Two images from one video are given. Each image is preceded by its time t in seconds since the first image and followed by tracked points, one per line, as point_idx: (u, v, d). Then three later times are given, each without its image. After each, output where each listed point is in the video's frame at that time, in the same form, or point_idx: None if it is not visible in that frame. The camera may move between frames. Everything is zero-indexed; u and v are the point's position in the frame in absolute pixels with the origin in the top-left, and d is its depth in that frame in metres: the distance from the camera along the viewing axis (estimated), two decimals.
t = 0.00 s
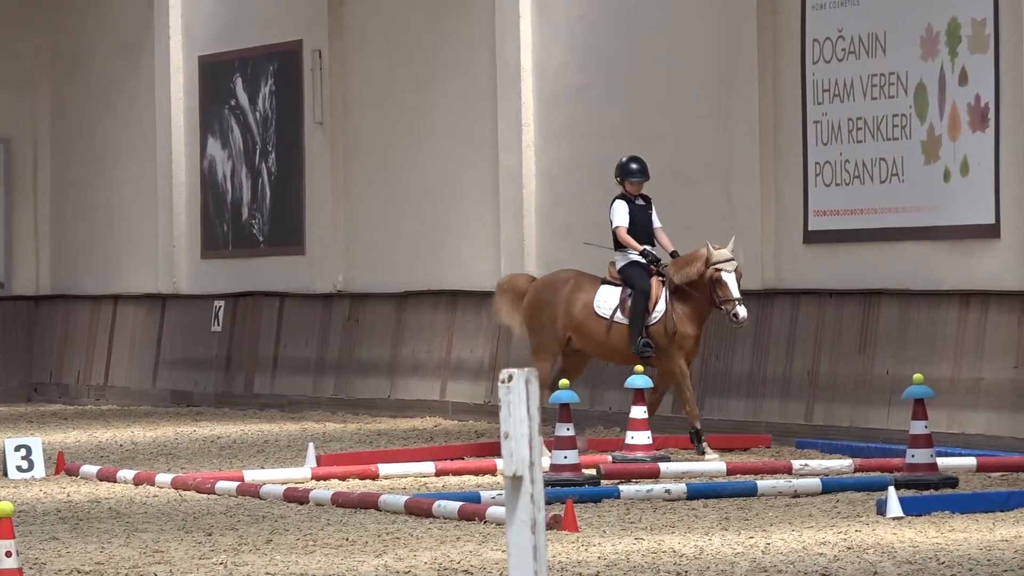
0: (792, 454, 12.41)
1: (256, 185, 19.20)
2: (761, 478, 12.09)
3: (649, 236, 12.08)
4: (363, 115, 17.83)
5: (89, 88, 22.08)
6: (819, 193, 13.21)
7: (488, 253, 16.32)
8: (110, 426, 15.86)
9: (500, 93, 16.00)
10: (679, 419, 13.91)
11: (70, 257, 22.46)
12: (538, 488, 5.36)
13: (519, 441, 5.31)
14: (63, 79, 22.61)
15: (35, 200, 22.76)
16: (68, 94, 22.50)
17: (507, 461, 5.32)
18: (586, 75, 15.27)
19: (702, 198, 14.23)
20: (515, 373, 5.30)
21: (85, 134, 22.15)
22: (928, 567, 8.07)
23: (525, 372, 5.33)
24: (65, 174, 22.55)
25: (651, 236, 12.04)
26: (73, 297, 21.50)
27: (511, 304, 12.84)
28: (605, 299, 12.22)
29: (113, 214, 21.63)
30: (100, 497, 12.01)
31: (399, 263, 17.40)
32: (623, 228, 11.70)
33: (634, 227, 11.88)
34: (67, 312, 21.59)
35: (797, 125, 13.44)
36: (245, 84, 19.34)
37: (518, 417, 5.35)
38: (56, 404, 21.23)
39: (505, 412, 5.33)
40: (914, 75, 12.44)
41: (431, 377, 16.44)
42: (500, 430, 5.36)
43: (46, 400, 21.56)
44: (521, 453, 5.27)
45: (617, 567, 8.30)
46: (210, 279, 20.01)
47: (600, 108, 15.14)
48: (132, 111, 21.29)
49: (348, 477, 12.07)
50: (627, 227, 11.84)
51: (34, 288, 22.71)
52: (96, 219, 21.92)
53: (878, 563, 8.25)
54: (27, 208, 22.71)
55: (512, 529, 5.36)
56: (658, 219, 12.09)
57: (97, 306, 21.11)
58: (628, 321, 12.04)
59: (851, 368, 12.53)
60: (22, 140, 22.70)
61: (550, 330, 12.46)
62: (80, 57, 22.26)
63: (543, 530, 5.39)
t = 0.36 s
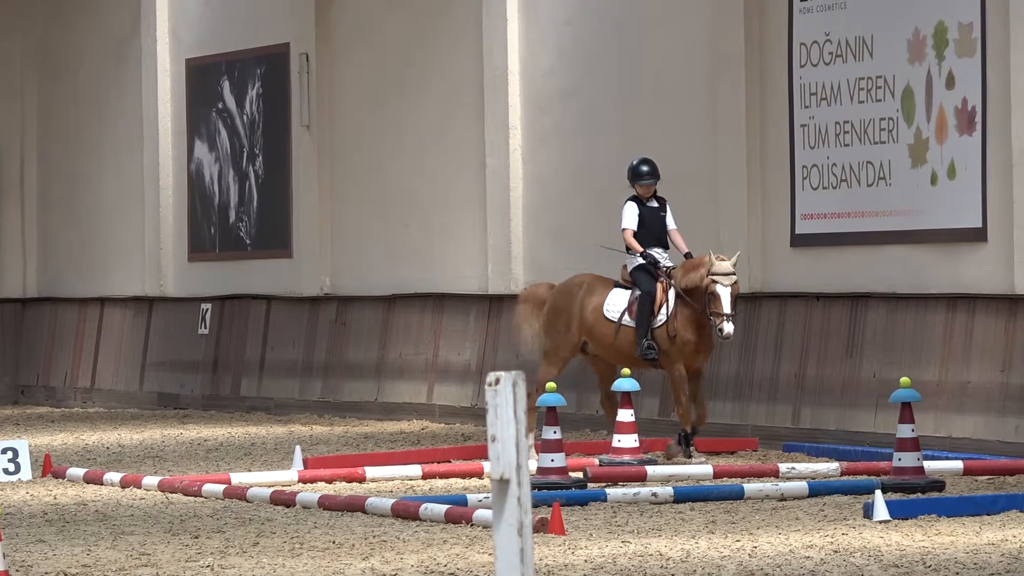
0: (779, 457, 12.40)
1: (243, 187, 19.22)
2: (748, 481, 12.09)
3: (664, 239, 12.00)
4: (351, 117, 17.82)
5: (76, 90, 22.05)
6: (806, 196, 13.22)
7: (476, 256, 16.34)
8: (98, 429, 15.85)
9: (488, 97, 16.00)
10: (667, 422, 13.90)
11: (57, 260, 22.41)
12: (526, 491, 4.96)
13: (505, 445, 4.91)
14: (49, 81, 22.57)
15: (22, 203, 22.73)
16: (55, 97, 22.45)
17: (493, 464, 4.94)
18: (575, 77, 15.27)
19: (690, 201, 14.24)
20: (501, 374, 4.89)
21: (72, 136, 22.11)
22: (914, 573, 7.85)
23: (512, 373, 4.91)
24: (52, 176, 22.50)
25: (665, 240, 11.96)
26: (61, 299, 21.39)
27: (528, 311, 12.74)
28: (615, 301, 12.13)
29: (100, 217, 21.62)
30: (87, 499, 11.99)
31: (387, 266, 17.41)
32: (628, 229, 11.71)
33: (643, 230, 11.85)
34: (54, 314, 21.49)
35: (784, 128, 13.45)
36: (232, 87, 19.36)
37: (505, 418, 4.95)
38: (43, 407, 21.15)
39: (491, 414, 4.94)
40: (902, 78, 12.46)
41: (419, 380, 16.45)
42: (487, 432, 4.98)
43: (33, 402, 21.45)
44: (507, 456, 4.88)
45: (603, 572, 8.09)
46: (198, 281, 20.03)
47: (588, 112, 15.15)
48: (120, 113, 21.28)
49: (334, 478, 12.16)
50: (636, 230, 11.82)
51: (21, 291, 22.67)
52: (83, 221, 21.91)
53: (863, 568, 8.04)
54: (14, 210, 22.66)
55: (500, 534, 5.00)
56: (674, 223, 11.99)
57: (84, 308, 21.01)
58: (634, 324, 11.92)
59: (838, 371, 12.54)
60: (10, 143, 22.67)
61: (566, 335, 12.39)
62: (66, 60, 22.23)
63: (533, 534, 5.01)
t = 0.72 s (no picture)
0: (769, 459, 12.40)
1: (233, 189, 19.24)
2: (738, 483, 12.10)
3: (671, 243, 11.88)
4: (341, 119, 17.81)
5: (66, 91, 22.04)
6: (796, 199, 13.23)
7: (466, 258, 16.36)
8: (87, 432, 15.84)
9: (478, 99, 16.00)
10: (656, 424, 13.89)
11: (47, 261, 22.41)
12: (517, 494, 5.03)
13: (495, 446, 4.98)
14: (39, 83, 22.57)
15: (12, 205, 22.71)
16: (44, 99, 22.45)
17: (484, 466, 5.01)
18: (565, 79, 15.27)
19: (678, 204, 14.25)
20: (490, 377, 4.99)
21: (61, 138, 22.12)
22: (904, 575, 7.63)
23: (502, 375, 5.00)
24: (41, 177, 22.48)
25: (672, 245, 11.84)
26: (51, 301, 21.35)
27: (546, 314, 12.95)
28: (620, 307, 12.07)
29: (89, 218, 21.63)
30: (76, 501, 11.95)
31: (377, 268, 17.43)
32: (633, 234, 11.60)
33: (648, 235, 11.78)
34: (44, 316, 21.45)
35: (774, 130, 13.45)
36: (221, 89, 19.39)
37: (495, 422, 5.04)
38: (32, 409, 21.07)
39: (481, 416, 5.03)
40: (891, 80, 12.47)
41: (408, 382, 16.46)
42: (477, 434, 5.04)
43: (22, 404, 21.37)
44: (496, 457, 4.95)
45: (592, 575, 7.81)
46: (188, 283, 20.06)
47: (576, 113, 15.16)
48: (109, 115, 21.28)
49: (323, 481, 12.10)
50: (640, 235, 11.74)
51: (10, 293, 22.65)
52: (73, 223, 21.92)
53: (853, 569, 7.82)
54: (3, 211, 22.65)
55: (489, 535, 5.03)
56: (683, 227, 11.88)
57: (73, 310, 20.95)
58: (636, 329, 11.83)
59: (828, 373, 12.56)
60: None
61: (577, 339, 12.52)
62: (55, 62, 22.23)
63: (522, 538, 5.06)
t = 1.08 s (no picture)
0: (758, 460, 12.42)
1: (222, 190, 19.25)
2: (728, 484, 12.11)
3: (678, 242, 11.47)
4: (332, 120, 17.82)
5: (54, 92, 22.03)
6: (785, 200, 13.24)
7: (455, 259, 16.38)
8: (76, 432, 15.84)
9: (467, 100, 16.01)
10: (646, 425, 13.89)
11: (37, 262, 22.41)
12: (504, 493, 5.14)
13: (485, 446, 5.09)
14: (28, 84, 22.57)
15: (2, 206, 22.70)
16: (33, 100, 22.44)
17: (472, 465, 5.11)
18: (554, 80, 15.28)
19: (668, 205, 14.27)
20: (481, 377, 5.09)
21: (49, 139, 22.12)
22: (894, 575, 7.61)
23: (492, 376, 5.11)
24: (30, 178, 22.47)
25: (677, 244, 11.45)
26: (40, 302, 21.33)
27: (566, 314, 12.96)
28: (625, 304, 11.79)
29: (78, 219, 21.63)
30: (66, 502, 11.94)
31: (367, 269, 17.43)
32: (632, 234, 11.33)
33: (653, 234, 11.47)
34: (33, 317, 21.42)
35: (763, 131, 13.46)
36: (211, 90, 19.40)
37: (484, 422, 5.14)
38: (21, 409, 21.04)
39: (470, 417, 5.11)
40: (880, 82, 12.49)
41: (398, 382, 16.46)
42: (466, 433, 5.13)
43: (11, 404, 21.33)
44: (487, 456, 5.05)
45: (581, 575, 7.75)
46: (177, 284, 20.08)
47: (565, 115, 15.18)
48: (98, 117, 21.28)
49: (312, 481, 12.07)
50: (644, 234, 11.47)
51: None
52: (61, 224, 21.91)
53: (843, 570, 7.79)
54: None
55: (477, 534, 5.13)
56: (692, 225, 11.45)
57: (62, 311, 20.92)
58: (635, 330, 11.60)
59: (817, 374, 12.56)
60: None
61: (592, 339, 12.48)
62: (44, 63, 22.23)
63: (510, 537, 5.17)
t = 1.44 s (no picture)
0: (753, 460, 12.42)
1: (216, 190, 19.25)
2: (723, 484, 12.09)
3: (680, 243, 11.39)
4: (326, 120, 17.82)
5: (48, 92, 22.03)
6: (779, 199, 13.25)
7: (449, 258, 16.38)
8: (71, 432, 15.83)
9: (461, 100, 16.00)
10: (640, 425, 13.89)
11: (31, 261, 22.40)
12: (500, 494, 4.98)
13: (479, 447, 4.92)
14: (22, 84, 22.57)
15: None
16: (27, 100, 22.43)
17: (466, 466, 4.94)
18: (548, 80, 15.28)
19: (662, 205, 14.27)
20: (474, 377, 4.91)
21: (43, 139, 22.12)
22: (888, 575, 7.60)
23: (485, 375, 4.94)
24: (24, 178, 22.47)
25: (677, 245, 11.37)
26: (34, 302, 21.33)
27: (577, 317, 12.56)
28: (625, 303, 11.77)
29: (71, 219, 21.63)
30: (60, 501, 11.93)
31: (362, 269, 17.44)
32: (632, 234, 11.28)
33: (655, 235, 11.43)
34: (27, 317, 21.42)
35: (757, 131, 13.47)
36: (205, 90, 19.41)
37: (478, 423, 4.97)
38: (15, 409, 21.02)
39: (464, 418, 4.95)
40: (874, 81, 12.50)
41: (392, 382, 16.46)
42: (460, 433, 4.98)
43: (5, 404, 21.32)
44: (481, 457, 4.88)
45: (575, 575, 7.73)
46: (171, 283, 20.08)
47: (559, 115, 15.18)
48: (92, 117, 21.28)
49: (306, 482, 12.05)
50: (646, 236, 11.43)
51: None
52: (55, 223, 21.91)
53: (837, 570, 7.77)
54: None
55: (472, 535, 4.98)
56: (693, 226, 11.38)
57: (56, 310, 20.91)
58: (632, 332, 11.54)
59: (811, 374, 12.57)
60: None
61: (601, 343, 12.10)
62: (38, 63, 22.23)
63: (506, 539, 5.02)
